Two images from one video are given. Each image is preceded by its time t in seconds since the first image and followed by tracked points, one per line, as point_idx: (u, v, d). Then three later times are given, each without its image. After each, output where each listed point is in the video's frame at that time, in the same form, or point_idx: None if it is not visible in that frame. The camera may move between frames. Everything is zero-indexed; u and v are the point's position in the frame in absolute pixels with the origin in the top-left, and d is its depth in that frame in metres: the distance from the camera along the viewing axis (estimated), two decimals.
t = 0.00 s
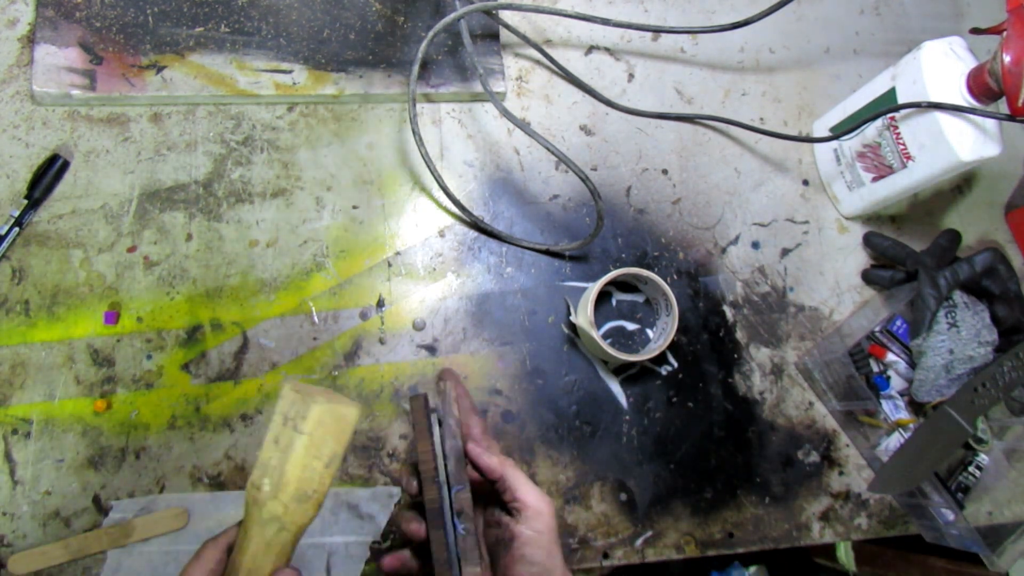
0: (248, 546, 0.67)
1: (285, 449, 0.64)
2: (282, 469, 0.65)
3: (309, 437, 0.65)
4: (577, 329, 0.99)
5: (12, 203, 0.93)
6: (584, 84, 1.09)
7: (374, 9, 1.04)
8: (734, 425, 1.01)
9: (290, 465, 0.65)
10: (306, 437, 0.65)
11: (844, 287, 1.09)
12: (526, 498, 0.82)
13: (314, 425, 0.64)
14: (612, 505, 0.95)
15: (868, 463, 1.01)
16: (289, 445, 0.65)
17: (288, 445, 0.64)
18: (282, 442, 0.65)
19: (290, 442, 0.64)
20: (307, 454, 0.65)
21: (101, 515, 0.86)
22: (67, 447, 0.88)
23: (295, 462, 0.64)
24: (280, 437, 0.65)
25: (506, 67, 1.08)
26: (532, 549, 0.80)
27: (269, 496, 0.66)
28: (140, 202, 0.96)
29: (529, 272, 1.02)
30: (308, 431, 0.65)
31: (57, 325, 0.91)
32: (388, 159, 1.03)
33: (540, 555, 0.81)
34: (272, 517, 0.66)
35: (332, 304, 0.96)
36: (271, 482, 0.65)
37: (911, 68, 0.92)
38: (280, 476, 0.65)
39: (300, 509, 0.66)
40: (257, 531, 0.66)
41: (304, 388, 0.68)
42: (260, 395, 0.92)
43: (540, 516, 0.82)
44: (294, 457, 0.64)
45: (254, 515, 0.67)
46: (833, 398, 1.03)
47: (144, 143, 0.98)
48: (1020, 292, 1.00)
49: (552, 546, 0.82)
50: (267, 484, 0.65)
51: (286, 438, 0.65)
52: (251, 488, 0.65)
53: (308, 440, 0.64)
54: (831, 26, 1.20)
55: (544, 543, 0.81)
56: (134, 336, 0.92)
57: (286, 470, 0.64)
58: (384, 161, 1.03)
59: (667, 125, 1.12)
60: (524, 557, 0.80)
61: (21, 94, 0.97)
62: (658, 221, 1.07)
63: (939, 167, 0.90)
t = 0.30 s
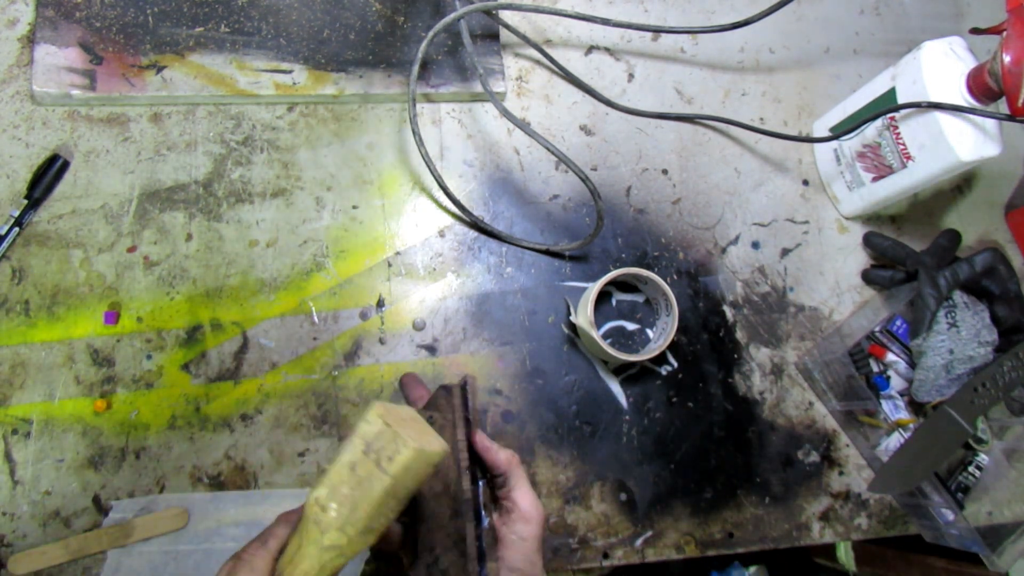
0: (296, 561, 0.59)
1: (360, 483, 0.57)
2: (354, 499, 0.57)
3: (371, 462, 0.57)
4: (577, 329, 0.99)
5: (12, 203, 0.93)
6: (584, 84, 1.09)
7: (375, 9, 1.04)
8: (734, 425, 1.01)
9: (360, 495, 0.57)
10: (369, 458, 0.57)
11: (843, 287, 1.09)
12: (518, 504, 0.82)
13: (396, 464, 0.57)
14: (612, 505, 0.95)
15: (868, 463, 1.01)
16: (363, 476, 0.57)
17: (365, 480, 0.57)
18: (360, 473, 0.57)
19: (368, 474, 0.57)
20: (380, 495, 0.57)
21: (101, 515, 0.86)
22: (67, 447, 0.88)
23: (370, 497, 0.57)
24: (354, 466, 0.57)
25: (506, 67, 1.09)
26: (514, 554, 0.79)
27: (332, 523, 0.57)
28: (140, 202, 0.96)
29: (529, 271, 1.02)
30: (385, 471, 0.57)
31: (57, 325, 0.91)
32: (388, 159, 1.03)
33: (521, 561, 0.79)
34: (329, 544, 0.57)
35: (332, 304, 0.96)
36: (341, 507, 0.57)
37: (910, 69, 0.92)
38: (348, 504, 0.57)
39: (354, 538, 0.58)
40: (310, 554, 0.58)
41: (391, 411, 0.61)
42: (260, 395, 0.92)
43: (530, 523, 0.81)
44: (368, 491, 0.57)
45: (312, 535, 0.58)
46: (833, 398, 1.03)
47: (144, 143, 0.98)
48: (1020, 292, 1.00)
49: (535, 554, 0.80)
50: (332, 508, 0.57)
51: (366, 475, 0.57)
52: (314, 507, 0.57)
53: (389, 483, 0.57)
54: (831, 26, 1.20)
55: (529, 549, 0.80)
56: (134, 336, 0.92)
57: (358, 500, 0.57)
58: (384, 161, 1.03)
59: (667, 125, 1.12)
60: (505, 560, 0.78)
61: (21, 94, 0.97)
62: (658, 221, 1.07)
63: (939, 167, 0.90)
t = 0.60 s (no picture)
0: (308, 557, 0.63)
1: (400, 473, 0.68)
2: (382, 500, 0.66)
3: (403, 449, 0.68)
4: (577, 329, 0.99)
5: (12, 203, 0.93)
6: (584, 84, 1.09)
7: (375, 9, 1.04)
8: (734, 425, 1.01)
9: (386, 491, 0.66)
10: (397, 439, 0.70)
11: (843, 287, 1.09)
12: (511, 506, 0.86)
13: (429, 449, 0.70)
14: (612, 505, 0.95)
15: (868, 463, 1.01)
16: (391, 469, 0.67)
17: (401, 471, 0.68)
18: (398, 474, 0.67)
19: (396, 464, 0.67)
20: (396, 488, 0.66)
21: (101, 515, 0.86)
22: (67, 447, 0.88)
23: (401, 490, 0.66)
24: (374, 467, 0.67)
25: (505, 67, 1.08)
26: (524, 554, 0.83)
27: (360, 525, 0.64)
28: (140, 201, 0.96)
29: (529, 271, 1.02)
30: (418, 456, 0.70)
31: (57, 325, 0.91)
32: (388, 159, 1.03)
33: (529, 561, 0.83)
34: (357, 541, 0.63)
35: (332, 304, 0.96)
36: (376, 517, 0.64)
37: (911, 68, 0.92)
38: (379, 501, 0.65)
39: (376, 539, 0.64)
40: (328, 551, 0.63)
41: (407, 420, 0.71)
42: (260, 395, 0.92)
43: (528, 521, 0.86)
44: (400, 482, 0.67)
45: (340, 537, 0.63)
46: (833, 398, 1.03)
47: (144, 143, 0.98)
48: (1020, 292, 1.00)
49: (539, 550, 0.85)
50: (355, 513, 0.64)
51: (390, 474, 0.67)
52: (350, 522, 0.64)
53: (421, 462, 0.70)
54: (831, 26, 1.20)
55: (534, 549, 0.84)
56: (134, 335, 0.92)
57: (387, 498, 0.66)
58: (384, 161, 1.03)
59: (667, 125, 1.12)
60: (516, 564, 0.82)
61: (21, 94, 0.97)
62: (658, 221, 1.07)
63: (939, 167, 0.90)
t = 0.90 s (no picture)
0: (319, 534, 0.62)
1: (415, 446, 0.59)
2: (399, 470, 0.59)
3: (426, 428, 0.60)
4: (577, 329, 0.99)
5: (13, 203, 0.93)
6: (584, 85, 1.09)
7: (375, 9, 1.04)
8: (734, 425, 1.01)
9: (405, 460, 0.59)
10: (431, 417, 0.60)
11: (844, 287, 1.09)
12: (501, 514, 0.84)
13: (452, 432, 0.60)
14: (612, 505, 0.95)
15: (868, 463, 1.01)
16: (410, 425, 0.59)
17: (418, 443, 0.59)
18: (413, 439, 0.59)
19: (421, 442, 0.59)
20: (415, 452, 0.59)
21: (101, 515, 0.86)
22: (67, 447, 0.88)
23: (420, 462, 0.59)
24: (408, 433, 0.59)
25: (505, 67, 1.08)
26: (517, 563, 0.82)
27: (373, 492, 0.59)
28: (140, 201, 0.96)
29: (529, 271, 1.02)
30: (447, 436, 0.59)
31: (57, 325, 0.91)
32: (388, 159, 1.03)
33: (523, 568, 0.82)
34: (365, 512, 0.59)
35: (332, 304, 0.96)
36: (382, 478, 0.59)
37: (911, 69, 0.92)
38: (394, 475, 0.59)
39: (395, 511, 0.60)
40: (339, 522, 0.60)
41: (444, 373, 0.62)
42: (260, 395, 0.92)
43: (518, 527, 0.84)
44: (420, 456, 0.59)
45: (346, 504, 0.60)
46: (833, 398, 1.03)
47: (144, 143, 0.98)
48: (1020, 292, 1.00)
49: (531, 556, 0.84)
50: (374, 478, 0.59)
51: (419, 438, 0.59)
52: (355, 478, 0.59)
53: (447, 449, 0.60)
54: (831, 27, 1.20)
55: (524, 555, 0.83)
56: (134, 336, 0.92)
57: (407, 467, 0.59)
58: (384, 161, 1.03)
59: (667, 125, 1.12)
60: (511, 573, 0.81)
61: (21, 94, 0.97)
62: (658, 221, 1.07)
63: (939, 166, 0.90)
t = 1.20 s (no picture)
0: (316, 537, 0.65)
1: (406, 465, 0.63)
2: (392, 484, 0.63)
3: (419, 448, 0.64)
4: (577, 329, 0.99)
5: (13, 203, 0.93)
6: (584, 85, 1.09)
7: (375, 9, 1.04)
8: (734, 425, 1.01)
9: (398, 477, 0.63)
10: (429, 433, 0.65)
11: (844, 287, 1.09)
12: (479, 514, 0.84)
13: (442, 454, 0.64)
14: (612, 505, 0.95)
15: (868, 463, 1.01)
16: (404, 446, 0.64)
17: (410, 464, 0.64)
18: (406, 458, 0.64)
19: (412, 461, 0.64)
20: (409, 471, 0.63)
21: (101, 515, 0.86)
22: (67, 447, 0.88)
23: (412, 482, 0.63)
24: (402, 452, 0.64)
25: (505, 67, 1.08)
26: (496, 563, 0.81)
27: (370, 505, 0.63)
28: (140, 201, 0.96)
29: (529, 271, 1.02)
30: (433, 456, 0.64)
31: (57, 325, 0.91)
32: (388, 159, 1.03)
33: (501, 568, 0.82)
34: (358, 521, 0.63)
35: (332, 304, 0.96)
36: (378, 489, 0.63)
37: (910, 69, 0.92)
38: (389, 488, 0.63)
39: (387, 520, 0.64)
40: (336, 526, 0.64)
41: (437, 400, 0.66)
42: (260, 395, 0.92)
43: (497, 527, 0.83)
44: (411, 473, 0.63)
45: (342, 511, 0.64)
46: (833, 398, 1.03)
47: (144, 143, 0.98)
48: (1020, 291, 1.00)
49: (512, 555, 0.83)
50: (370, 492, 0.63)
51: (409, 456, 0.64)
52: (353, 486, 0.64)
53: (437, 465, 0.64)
54: (831, 26, 1.20)
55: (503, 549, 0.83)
56: (134, 336, 0.92)
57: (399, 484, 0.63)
58: (384, 161, 1.03)
59: (667, 125, 1.12)
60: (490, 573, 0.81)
61: (21, 94, 0.97)
62: (659, 221, 1.07)
63: (939, 166, 0.90)
